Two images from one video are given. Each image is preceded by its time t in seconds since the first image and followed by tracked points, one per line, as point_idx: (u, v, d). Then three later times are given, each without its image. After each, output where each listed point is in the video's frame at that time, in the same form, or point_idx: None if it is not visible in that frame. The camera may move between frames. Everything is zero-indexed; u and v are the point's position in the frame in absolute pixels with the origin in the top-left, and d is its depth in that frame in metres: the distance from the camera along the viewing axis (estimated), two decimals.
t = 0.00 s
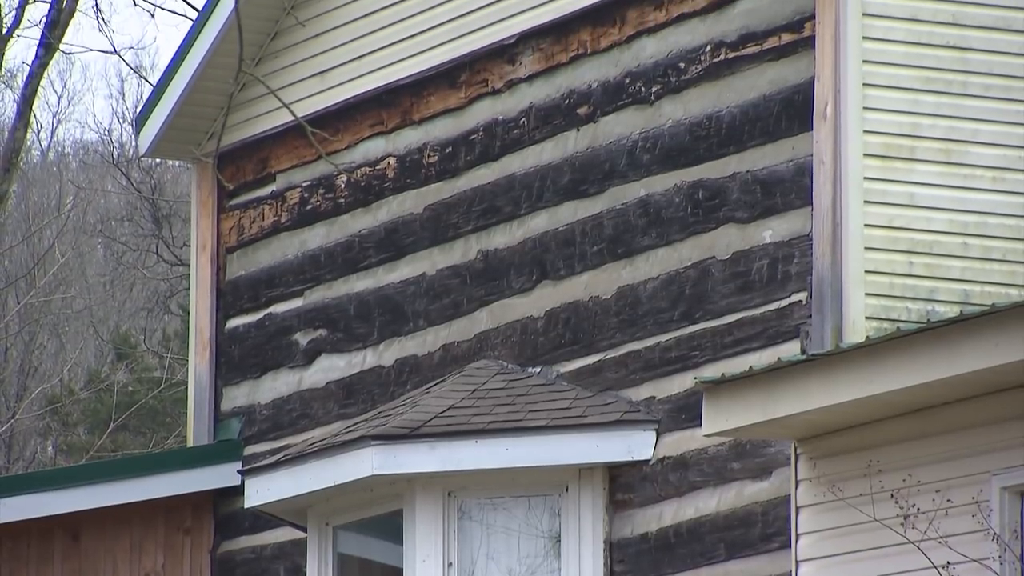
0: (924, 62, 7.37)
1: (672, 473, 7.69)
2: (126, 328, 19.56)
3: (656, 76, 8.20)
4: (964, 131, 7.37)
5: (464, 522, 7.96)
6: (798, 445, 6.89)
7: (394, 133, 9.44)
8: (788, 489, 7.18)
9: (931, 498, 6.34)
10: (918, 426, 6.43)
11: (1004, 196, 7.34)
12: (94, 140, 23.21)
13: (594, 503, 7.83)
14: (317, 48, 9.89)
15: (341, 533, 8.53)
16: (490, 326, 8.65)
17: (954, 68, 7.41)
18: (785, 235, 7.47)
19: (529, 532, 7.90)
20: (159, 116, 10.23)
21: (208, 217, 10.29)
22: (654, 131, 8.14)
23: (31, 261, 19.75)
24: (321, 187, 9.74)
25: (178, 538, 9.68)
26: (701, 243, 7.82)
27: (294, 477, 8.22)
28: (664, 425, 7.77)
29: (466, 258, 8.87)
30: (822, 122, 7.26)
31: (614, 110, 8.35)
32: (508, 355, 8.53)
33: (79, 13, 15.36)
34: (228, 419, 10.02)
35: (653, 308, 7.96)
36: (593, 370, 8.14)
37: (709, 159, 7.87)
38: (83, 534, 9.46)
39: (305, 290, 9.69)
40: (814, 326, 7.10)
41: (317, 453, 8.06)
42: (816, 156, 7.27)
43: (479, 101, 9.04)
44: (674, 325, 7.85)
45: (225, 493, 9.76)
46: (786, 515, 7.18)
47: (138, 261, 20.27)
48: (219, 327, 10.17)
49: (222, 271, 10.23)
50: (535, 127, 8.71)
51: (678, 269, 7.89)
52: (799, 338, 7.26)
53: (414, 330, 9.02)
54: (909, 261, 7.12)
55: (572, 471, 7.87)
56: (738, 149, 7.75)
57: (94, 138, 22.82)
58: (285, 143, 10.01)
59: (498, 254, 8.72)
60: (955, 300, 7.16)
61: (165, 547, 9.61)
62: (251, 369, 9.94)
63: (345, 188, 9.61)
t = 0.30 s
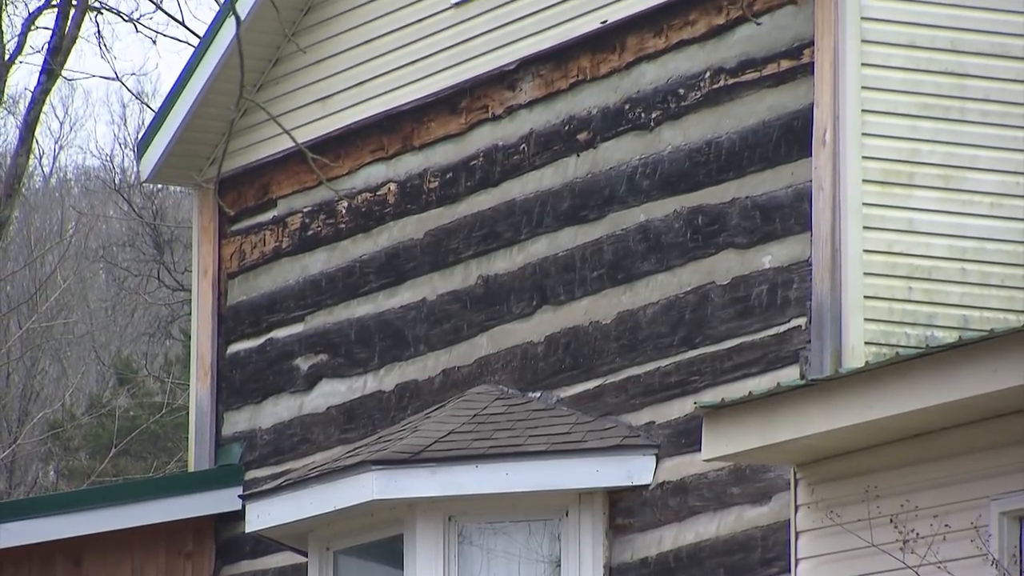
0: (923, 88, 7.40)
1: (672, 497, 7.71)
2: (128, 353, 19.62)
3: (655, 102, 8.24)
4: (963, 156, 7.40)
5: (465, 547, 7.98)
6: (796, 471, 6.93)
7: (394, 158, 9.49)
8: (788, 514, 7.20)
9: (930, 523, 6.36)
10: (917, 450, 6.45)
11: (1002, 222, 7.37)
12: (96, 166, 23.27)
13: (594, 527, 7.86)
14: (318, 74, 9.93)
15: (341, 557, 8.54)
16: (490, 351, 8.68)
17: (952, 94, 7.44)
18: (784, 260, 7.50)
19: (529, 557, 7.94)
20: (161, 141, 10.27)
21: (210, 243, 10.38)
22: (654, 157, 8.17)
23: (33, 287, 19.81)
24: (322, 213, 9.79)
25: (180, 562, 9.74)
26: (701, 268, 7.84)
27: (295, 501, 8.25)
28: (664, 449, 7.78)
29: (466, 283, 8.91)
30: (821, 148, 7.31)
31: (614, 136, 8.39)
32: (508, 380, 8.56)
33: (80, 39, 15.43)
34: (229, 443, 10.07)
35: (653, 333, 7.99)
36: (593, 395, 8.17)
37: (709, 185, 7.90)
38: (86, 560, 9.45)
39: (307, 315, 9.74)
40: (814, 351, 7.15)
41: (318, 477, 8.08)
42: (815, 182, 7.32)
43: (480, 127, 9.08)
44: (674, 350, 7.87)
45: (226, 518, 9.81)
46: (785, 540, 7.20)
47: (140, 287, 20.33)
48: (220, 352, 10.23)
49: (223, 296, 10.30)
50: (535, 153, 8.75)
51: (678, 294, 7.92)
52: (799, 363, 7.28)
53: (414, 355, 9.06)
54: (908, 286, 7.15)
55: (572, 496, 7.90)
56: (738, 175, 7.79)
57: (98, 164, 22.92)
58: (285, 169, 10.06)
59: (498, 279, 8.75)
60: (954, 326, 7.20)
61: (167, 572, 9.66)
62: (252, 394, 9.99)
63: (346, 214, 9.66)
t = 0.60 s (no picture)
0: (921, 107, 7.43)
1: (672, 515, 7.73)
2: (129, 371, 19.66)
3: (655, 120, 8.27)
4: (961, 175, 7.43)
5: (465, 564, 8.00)
6: (796, 488, 6.96)
7: (394, 177, 9.53)
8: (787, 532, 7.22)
9: (928, 541, 6.39)
10: (917, 468, 6.47)
11: (1001, 240, 7.40)
12: (97, 184, 23.32)
13: (594, 545, 7.89)
14: (319, 93, 9.97)
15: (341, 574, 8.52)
16: (490, 369, 8.71)
17: (951, 113, 7.47)
18: (783, 279, 7.52)
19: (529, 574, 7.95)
20: (162, 160, 10.31)
21: (210, 261, 10.41)
22: (654, 176, 8.21)
23: (34, 305, 19.85)
24: (323, 231, 9.83)
25: None
26: (700, 287, 7.88)
27: (296, 518, 8.28)
28: (663, 467, 7.80)
29: (467, 300, 8.94)
30: (820, 167, 7.35)
31: (614, 155, 8.42)
32: (508, 398, 8.59)
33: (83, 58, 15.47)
34: (229, 461, 10.11)
35: (653, 351, 8.02)
36: (593, 413, 8.19)
37: (708, 203, 7.94)
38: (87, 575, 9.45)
39: (307, 332, 9.79)
40: (813, 369, 7.20)
41: (318, 494, 8.12)
42: (814, 201, 7.36)
43: (480, 145, 9.12)
44: (673, 368, 7.90)
45: (227, 536, 9.84)
46: (784, 557, 7.21)
47: (140, 305, 20.38)
48: (221, 370, 10.28)
49: (224, 314, 10.35)
50: (535, 171, 8.79)
51: (678, 312, 7.95)
52: (798, 381, 7.31)
53: (415, 372, 9.09)
54: (906, 304, 7.18)
55: (572, 513, 7.93)
56: (737, 193, 7.82)
57: (99, 183, 22.99)
58: (285, 187, 10.10)
59: (498, 297, 8.78)
60: (952, 343, 7.23)
61: None
62: (253, 412, 10.03)
63: (346, 232, 9.71)
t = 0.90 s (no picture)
0: (919, 129, 7.46)
1: (671, 536, 7.73)
2: (129, 393, 19.69)
3: (654, 143, 8.30)
4: (959, 198, 7.46)
5: None
6: (796, 509, 7.03)
7: (394, 199, 9.58)
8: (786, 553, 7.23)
9: (927, 561, 6.41)
10: (917, 490, 6.47)
11: (998, 262, 7.44)
12: (99, 207, 23.38)
13: (593, 566, 7.92)
14: (318, 115, 10.01)
15: None
16: (489, 391, 8.74)
17: (949, 135, 7.51)
18: (782, 300, 7.54)
19: None
20: (163, 182, 10.34)
21: (211, 283, 10.45)
22: (653, 198, 8.24)
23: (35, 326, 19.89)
24: (323, 253, 9.87)
25: None
26: (699, 308, 7.90)
27: (296, 539, 8.31)
28: (662, 488, 7.81)
29: (466, 322, 8.98)
30: (818, 189, 7.38)
31: (613, 177, 8.45)
32: (507, 420, 8.61)
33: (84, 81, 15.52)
34: (229, 482, 10.15)
35: (652, 372, 8.04)
36: (592, 434, 8.21)
37: (707, 226, 7.97)
38: None
39: (307, 354, 9.82)
40: (811, 391, 7.23)
41: (318, 515, 8.15)
42: (812, 224, 7.38)
43: (479, 168, 9.16)
44: (672, 390, 7.92)
45: (227, 557, 9.86)
46: None
47: (141, 326, 20.42)
48: (222, 392, 10.32)
49: (224, 335, 10.39)
50: (534, 194, 8.82)
51: (676, 334, 7.98)
52: (796, 403, 7.33)
53: (414, 394, 9.12)
54: (905, 326, 7.22)
55: (571, 534, 7.98)
56: (736, 216, 7.85)
57: (101, 205, 23.05)
58: (286, 210, 10.14)
59: (498, 318, 8.82)
60: (951, 365, 7.26)
61: None
62: (253, 433, 10.05)
63: (346, 254, 9.75)
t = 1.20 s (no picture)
0: (917, 150, 7.49)
1: (671, 555, 7.76)
2: (130, 413, 19.72)
3: (654, 163, 8.34)
4: (958, 219, 7.49)
5: None
6: (795, 529, 7.09)
7: (395, 220, 9.62)
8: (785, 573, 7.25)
9: None
10: (915, 510, 6.48)
11: (997, 282, 7.46)
12: (101, 227, 23.44)
13: None
14: (319, 136, 10.04)
15: None
16: (489, 411, 8.77)
17: (947, 157, 7.53)
18: (781, 320, 7.57)
19: None
20: (164, 203, 10.37)
21: (211, 303, 10.49)
22: (652, 219, 8.27)
23: (37, 346, 19.93)
24: (324, 273, 9.91)
25: None
26: (699, 328, 7.93)
27: (297, 559, 8.33)
28: (661, 508, 7.84)
29: (466, 342, 9.01)
30: (817, 210, 7.42)
31: (613, 197, 8.49)
32: (507, 439, 8.64)
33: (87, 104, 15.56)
34: (229, 502, 10.18)
35: (651, 392, 8.07)
36: (592, 454, 8.23)
37: (706, 246, 8.00)
38: None
39: (307, 374, 9.86)
40: (810, 411, 7.27)
41: (318, 535, 8.17)
42: (812, 244, 7.42)
43: (480, 188, 9.20)
44: (672, 410, 7.94)
45: None
46: None
47: (143, 346, 20.46)
48: (222, 412, 10.34)
49: (225, 355, 10.42)
50: (534, 214, 8.85)
51: (675, 354, 8.00)
52: (796, 423, 7.35)
53: (415, 414, 9.15)
54: (904, 346, 7.24)
55: (571, 553, 7.97)
56: (735, 236, 7.87)
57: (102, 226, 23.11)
58: (286, 230, 10.18)
59: (497, 338, 8.85)
60: (950, 385, 7.28)
61: None
62: (254, 453, 10.08)
63: (347, 274, 9.79)
